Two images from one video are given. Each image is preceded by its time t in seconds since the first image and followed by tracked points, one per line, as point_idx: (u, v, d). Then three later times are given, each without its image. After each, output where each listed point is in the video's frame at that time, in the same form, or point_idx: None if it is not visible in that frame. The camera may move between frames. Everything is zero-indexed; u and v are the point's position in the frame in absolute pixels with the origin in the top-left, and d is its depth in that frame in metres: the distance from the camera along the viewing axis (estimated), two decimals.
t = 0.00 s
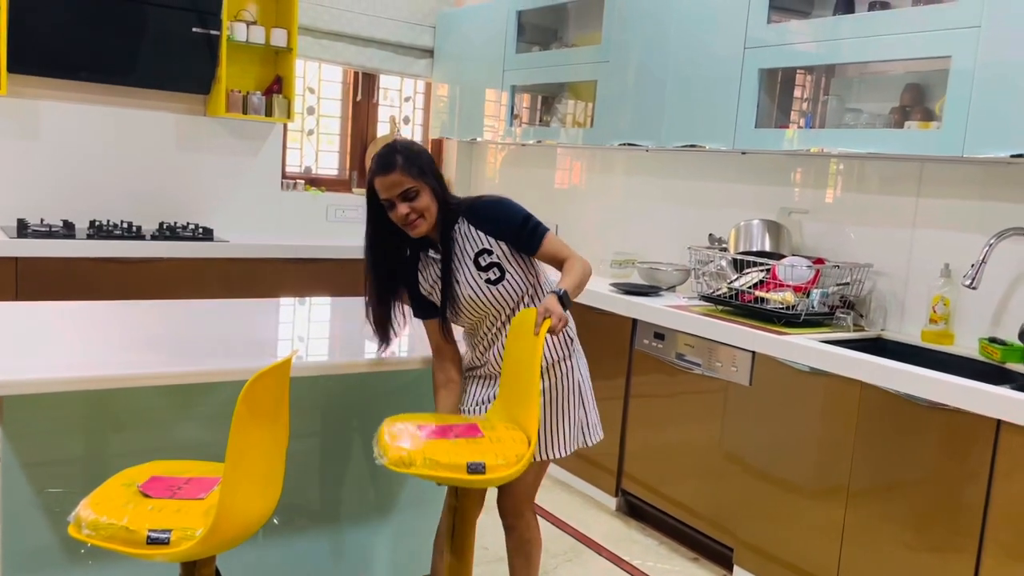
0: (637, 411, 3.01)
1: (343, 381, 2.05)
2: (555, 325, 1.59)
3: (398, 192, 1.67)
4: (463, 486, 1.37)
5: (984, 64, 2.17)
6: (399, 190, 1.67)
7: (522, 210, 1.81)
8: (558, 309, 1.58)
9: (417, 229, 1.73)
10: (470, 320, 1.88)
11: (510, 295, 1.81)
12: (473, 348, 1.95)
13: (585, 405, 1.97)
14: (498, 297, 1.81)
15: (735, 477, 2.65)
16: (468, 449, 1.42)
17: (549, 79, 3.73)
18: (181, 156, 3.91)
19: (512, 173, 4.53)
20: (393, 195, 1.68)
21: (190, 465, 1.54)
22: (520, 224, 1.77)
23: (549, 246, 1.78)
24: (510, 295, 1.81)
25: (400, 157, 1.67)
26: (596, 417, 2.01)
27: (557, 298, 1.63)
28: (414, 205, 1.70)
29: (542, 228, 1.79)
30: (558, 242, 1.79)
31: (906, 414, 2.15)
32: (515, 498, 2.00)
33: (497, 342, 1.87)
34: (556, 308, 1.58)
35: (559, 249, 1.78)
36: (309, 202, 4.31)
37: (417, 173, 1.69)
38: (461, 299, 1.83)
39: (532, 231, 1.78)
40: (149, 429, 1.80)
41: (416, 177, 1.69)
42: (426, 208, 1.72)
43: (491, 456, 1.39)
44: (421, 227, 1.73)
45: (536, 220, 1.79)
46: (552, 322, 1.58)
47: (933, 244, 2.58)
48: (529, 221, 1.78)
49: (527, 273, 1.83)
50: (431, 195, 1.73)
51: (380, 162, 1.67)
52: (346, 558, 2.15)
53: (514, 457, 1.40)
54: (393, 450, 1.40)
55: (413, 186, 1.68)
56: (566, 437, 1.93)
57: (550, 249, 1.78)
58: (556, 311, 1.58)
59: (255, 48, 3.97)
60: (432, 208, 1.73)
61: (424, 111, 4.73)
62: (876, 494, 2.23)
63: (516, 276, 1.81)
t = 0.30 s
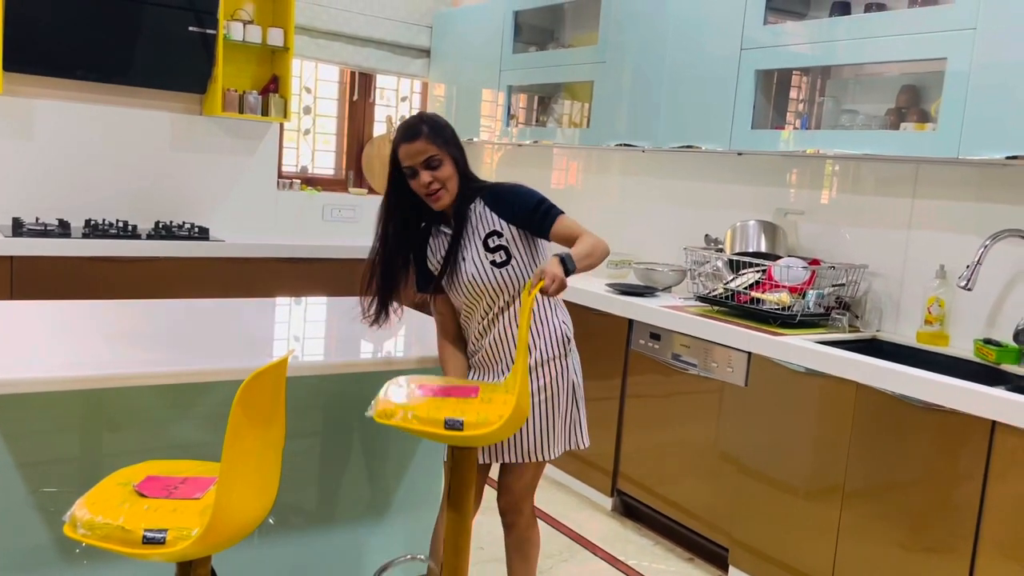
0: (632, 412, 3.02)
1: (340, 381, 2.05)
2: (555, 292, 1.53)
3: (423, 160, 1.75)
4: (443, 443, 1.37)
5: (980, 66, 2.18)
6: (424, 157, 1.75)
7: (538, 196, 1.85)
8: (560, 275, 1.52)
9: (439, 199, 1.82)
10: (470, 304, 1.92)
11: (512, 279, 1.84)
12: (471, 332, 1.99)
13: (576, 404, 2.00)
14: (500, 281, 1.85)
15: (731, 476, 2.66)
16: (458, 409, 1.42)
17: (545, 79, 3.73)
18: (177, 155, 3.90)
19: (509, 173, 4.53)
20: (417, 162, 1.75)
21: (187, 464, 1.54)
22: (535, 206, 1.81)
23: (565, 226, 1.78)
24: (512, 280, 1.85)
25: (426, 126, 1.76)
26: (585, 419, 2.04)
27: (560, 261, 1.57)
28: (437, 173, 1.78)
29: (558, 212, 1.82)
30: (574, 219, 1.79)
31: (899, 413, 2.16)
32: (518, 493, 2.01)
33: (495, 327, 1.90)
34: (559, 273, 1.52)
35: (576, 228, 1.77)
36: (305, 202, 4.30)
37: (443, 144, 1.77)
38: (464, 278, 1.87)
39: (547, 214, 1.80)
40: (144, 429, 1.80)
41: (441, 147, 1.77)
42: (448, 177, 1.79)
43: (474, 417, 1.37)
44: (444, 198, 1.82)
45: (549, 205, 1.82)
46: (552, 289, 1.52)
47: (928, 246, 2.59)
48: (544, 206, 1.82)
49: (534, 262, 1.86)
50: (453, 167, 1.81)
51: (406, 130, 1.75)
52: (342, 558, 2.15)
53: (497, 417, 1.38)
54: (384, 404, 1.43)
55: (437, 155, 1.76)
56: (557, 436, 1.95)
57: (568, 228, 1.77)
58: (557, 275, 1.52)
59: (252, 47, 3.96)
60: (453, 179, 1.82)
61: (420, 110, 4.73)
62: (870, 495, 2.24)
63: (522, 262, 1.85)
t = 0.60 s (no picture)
0: (630, 410, 3.02)
1: (338, 379, 2.05)
2: (543, 271, 1.50)
3: (460, 125, 1.86)
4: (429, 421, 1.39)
5: (977, 66, 2.18)
6: (462, 125, 1.86)
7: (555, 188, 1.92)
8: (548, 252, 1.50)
9: (469, 168, 1.88)
10: (473, 290, 1.98)
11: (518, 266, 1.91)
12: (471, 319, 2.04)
13: (577, 403, 2.01)
14: (508, 267, 1.91)
15: (728, 475, 2.66)
16: (448, 388, 1.42)
17: (544, 77, 3.73)
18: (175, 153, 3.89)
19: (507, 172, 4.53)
20: (455, 128, 1.86)
21: (184, 462, 1.54)
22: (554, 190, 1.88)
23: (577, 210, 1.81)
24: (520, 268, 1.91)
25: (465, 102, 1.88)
26: (586, 419, 2.04)
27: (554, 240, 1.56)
28: (472, 142, 1.87)
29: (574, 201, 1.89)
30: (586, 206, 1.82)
31: (895, 413, 2.16)
32: (518, 487, 2.02)
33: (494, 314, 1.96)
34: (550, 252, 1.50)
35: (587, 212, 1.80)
36: (303, 200, 4.30)
37: (478, 120, 1.89)
38: (471, 261, 1.93)
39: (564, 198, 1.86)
40: (141, 428, 1.80)
41: (477, 121, 1.88)
42: (480, 149, 1.89)
43: (459, 396, 1.37)
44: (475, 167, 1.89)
45: (564, 194, 1.88)
46: (538, 268, 1.49)
47: (926, 246, 2.59)
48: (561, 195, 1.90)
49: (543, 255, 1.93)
50: (486, 143, 1.91)
51: (445, 102, 1.87)
52: (340, 556, 2.15)
53: (480, 397, 1.37)
54: (382, 382, 1.46)
55: (473, 125, 1.88)
56: (557, 434, 1.96)
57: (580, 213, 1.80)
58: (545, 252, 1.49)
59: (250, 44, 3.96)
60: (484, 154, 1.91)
61: (419, 109, 4.72)
62: (868, 494, 2.24)
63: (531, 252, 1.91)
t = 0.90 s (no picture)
0: (629, 408, 3.02)
1: (337, 376, 2.05)
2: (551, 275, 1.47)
3: (470, 121, 1.86)
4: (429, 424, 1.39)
5: (978, 65, 2.18)
6: (472, 123, 1.86)
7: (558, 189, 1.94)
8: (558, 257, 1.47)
9: (478, 163, 1.88)
10: (479, 291, 1.98)
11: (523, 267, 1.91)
12: (474, 318, 2.04)
13: (575, 403, 2.01)
14: (516, 268, 1.91)
15: (727, 474, 2.66)
16: (448, 391, 1.43)
17: (543, 75, 3.73)
18: (173, 150, 3.89)
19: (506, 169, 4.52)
20: (464, 125, 1.86)
21: (183, 459, 1.54)
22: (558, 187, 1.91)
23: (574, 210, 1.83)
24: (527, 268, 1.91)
25: (474, 100, 1.89)
26: (584, 420, 2.04)
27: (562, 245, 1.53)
28: (481, 139, 1.88)
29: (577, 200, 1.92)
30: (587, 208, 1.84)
31: (894, 411, 2.17)
32: (518, 487, 2.01)
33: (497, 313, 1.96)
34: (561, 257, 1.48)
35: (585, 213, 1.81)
36: (303, 196, 4.30)
37: (487, 120, 1.90)
38: (478, 262, 1.93)
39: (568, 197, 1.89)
40: (141, 425, 1.80)
41: (486, 120, 1.89)
42: (488, 148, 1.89)
43: (458, 401, 1.38)
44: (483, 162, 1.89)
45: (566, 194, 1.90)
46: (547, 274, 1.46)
47: (925, 245, 2.60)
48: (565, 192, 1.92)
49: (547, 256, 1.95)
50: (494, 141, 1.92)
51: (456, 99, 1.88)
52: (338, 554, 2.14)
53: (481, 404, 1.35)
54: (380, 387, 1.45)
55: (482, 122, 1.88)
56: (557, 433, 1.96)
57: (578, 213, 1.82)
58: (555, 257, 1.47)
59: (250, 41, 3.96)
60: (491, 151, 1.91)
61: (418, 106, 4.72)
62: (867, 493, 2.24)
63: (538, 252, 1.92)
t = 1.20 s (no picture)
0: (630, 406, 3.02)
1: (337, 373, 2.05)
2: (502, 272, 1.35)
3: (451, 129, 1.76)
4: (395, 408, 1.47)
5: (979, 62, 2.18)
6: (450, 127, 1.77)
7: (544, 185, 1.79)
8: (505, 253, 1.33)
9: (458, 168, 1.83)
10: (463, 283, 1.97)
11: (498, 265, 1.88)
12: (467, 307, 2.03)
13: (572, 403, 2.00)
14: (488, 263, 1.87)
15: (728, 471, 2.66)
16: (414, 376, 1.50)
17: (544, 72, 3.73)
18: (174, 146, 3.88)
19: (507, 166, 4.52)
20: (445, 130, 1.77)
21: (184, 456, 1.54)
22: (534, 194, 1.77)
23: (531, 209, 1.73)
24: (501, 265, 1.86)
25: (465, 99, 1.76)
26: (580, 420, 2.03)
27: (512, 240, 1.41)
28: (462, 144, 1.79)
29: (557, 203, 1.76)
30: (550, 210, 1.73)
31: (894, 409, 2.17)
32: (513, 489, 2.01)
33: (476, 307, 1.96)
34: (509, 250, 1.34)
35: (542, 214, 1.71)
36: (303, 193, 4.30)
37: (476, 118, 1.77)
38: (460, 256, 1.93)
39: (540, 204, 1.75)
40: (141, 422, 1.80)
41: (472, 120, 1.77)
42: (472, 150, 1.80)
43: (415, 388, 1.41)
44: (464, 167, 1.83)
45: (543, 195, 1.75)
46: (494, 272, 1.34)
47: (926, 243, 2.59)
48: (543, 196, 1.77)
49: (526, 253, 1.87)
50: (483, 142, 1.81)
51: (443, 98, 1.77)
52: (338, 550, 2.15)
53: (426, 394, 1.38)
54: (385, 372, 1.55)
55: (467, 127, 1.77)
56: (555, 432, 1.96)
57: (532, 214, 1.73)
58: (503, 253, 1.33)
59: (250, 38, 3.95)
60: (479, 153, 1.82)
61: (419, 103, 4.71)
62: (867, 492, 2.24)
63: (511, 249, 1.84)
